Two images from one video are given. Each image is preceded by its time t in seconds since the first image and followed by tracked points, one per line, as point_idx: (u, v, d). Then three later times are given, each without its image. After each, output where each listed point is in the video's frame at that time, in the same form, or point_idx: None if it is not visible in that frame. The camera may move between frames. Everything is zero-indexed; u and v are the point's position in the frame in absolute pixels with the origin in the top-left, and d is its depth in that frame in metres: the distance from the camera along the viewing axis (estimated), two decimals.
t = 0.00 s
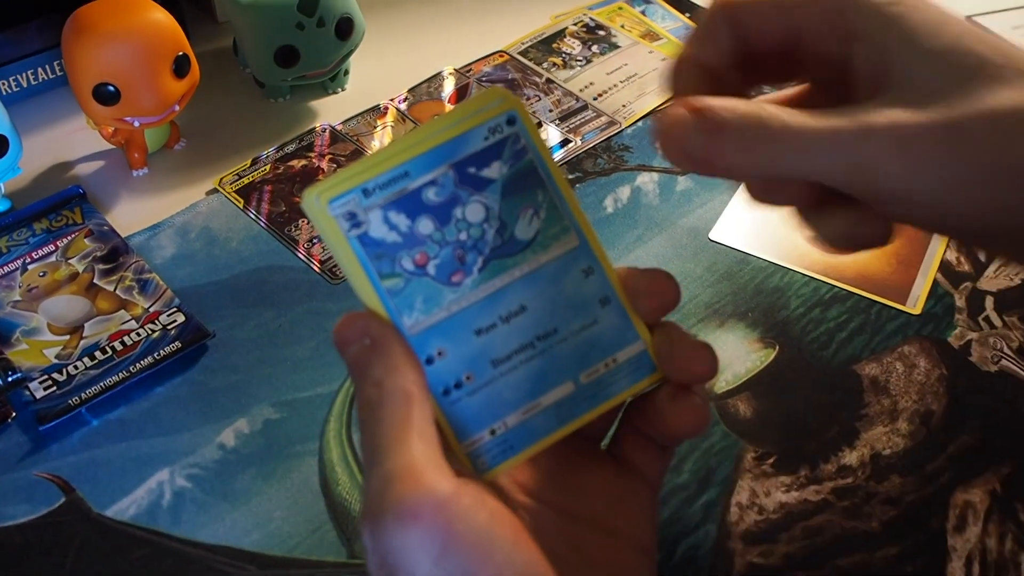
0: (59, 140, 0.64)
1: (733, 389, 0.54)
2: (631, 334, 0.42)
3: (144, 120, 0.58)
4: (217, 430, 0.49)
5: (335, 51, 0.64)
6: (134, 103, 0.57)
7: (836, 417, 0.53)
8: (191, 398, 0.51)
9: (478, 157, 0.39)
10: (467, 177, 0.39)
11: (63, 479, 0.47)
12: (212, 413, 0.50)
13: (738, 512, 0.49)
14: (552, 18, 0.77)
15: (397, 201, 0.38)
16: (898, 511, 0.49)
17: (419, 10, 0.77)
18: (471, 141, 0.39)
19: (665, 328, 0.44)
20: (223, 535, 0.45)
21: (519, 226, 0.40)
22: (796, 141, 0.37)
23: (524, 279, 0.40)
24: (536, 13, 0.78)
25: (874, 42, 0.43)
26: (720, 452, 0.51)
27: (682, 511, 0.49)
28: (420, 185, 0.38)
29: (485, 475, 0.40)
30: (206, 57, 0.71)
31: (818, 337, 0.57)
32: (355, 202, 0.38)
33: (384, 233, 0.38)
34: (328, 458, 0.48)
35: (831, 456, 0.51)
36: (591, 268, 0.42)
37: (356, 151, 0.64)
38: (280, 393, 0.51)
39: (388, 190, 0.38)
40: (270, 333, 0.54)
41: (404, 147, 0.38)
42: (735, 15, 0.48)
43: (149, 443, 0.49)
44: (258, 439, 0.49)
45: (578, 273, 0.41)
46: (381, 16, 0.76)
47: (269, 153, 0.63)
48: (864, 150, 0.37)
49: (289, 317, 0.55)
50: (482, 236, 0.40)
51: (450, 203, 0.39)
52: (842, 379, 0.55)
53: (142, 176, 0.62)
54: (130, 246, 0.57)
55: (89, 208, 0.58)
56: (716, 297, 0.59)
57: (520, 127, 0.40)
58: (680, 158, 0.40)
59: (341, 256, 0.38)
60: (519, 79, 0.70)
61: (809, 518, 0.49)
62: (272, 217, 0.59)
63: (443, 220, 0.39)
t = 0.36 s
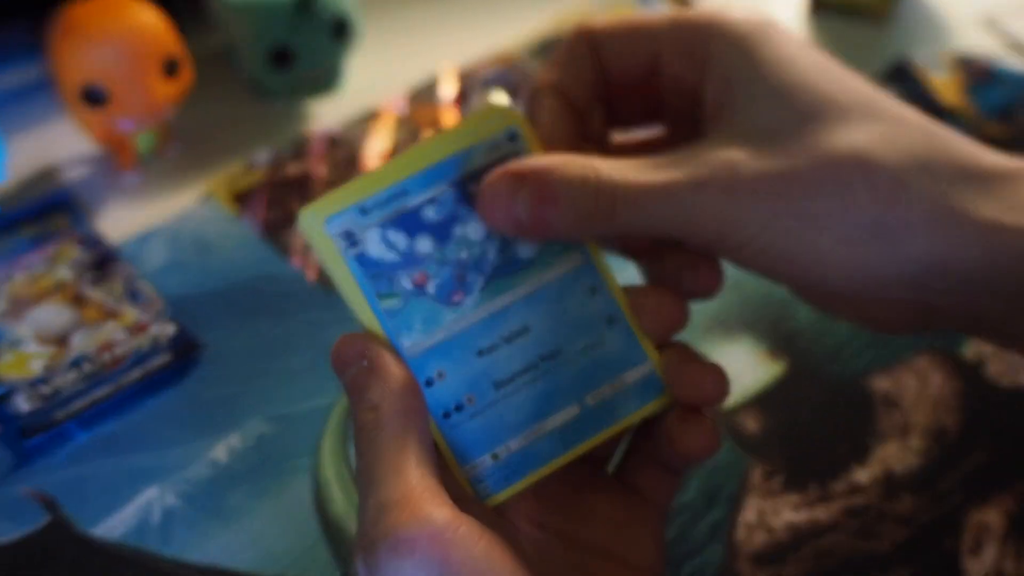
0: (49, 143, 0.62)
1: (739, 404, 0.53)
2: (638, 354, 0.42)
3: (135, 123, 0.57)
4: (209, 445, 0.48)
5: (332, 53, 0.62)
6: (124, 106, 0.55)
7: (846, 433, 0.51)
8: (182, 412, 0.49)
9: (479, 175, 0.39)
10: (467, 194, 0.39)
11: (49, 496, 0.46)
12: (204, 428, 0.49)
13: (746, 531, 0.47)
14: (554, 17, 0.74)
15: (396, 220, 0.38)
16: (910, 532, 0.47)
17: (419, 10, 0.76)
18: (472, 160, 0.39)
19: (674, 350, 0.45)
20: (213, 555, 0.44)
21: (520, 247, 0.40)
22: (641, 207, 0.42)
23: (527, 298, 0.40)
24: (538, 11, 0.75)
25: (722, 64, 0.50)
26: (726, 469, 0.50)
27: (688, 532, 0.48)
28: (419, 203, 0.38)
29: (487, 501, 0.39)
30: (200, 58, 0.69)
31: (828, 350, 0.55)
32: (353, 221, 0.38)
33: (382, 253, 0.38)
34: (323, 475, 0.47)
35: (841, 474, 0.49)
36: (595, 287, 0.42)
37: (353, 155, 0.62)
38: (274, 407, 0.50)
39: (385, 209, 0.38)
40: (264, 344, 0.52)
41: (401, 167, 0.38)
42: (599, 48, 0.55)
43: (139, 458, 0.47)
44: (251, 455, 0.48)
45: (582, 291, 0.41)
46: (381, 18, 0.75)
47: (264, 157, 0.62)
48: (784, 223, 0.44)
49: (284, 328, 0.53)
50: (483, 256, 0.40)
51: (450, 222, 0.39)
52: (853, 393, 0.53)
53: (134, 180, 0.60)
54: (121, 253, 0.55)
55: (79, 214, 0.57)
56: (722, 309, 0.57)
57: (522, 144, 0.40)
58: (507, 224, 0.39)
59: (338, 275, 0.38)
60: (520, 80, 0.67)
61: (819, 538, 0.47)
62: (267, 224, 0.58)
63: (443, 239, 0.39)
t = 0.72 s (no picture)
0: (49, 142, 0.62)
1: (742, 409, 0.52)
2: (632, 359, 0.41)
3: (135, 123, 0.56)
4: (207, 449, 0.48)
5: (333, 53, 0.62)
6: (124, 106, 0.55)
7: (850, 440, 0.51)
8: (180, 415, 0.49)
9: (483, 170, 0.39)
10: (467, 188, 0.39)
11: (45, 500, 0.45)
12: (202, 431, 0.48)
13: (748, 539, 0.47)
14: (557, 18, 0.74)
15: (396, 211, 0.38)
16: (914, 539, 0.47)
17: (422, 11, 0.75)
18: (477, 153, 0.39)
19: (670, 354, 0.43)
20: (209, 560, 0.43)
21: (520, 240, 0.40)
22: (633, 176, 0.37)
23: (524, 296, 0.40)
24: (541, 13, 0.75)
25: (714, 38, 0.45)
26: (728, 475, 0.50)
27: (689, 538, 0.47)
28: (420, 195, 0.38)
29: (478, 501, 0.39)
30: (202, 57, 0.69)
31: (831, 355, 0.55)
32: (353, 210, 0.38)
33: (382, 243, 0.38)
34: (321, 480, 0.46)
35: (844, 481, 0.49)
36: (594, 288, 0.41)
37: (354, 155, 0.61)
38: (272, 410, 0.49)
39: (385, 201, 0.38)
40: (262, 346, 0.52)
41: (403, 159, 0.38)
42: (596, 54, 0.51)
43: (136, 462, 0.47)
44: (248, 458, 0.47)
45: (580, 293, 0.41)
46: (384, 18, 0.75)
47: (264, 157, 0.61)
48: (781, 196, 0.39)
49: (283, 330, 0.53)
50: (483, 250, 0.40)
51: (450, 215, 0.39)
52: (857, 399, 0.53)
53: (133, 180, 0.60)
54: (119, 253, 0.55)
55: (77, 214, 0.57)
56: (725, 312, 0.57)
57: (527, 137, 0.39)
58: (504, 216, 0.38)
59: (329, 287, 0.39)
60: (523, 80, 0.67)
61: (822, 546, 0.47)
62: (267, 224, 0.57)
63: (443, 232, 0.39)
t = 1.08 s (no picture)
0: (47, 136, 0.62)
1: (741, 408, 0.52)
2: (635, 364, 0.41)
3: (133, 117, 0.56)
4: (202, 445, 0.47)
5: (333, 48, 0.62)
6: (123, 100, 0.54)
7: (849, 441, 0.50)
8: (175, 410, 0.49)
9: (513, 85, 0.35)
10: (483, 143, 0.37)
11: (39, 495, 0.45)
12: (197, 427, 0.48)
13: (745, 539, 0.47)
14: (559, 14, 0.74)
15: (416, 101, 0.34)
16: (913, 541, 0.46)
17: (423, 6, 0.75)
18: (509, 65, 0.35)
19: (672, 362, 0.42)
20: (203, 556, 0.43)
21: (526, 162, 0.37)
22: (647, 125, 0.35)
23: (518, 216, 0.37)
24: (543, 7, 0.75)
25: None
26: (726, 475, 0.49)
27: (686, 538, 0.47)
28: (442, 94, 0.34)
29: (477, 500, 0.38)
30: (202, 52, 0.69)
31: (831, 355, 0.54)
32: (374, 92, 0.34)
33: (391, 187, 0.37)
34: (317, 476, 0.46)
35: (843, 481, 0.49)
36: (587, 224, 0.38)
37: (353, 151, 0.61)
38: (268, 406, 0.49)
39: (409, 89, 0.34)
40: (258, 342, 0.52)
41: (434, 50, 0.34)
42: None
43: (131, 457, 0.47)
44: (244, 455, 0.47)
45: (572, 225, 0.38)
46: (386, 13, 0.75)
47: (263, 152, 0.61)
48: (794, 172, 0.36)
49: (280, 326, 0.53)
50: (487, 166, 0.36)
51: (465, 121, 0.35)
52: (857, 400, 0.52)
53: (131, 174, 0.60)
54: (117, 248, 0.55)
55: (75, 207, 0.56)
56: (725, 311, 0.57)
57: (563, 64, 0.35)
58: (515, 133, 0.34)
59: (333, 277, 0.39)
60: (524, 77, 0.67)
61: (820, 548, 0.46)
62: (265, 220, 0.57)
63: (454, 136, 0.35)
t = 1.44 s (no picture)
0: (50, 132, 0.62)
1: (742, 409, 0.52)
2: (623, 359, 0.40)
3: (135, 113, 0.56)
4: (202, 442, 0.47)
5: (335, 45, 0.62)
6: (124, 97, 0.54)
7: (850, 442, 0.50)
8: (176, 407, 0.49)
9: None
10: (478, 146, 0.37)
11: (40, 491, 0.45)
12: (197, 425, 0.48)
13: (745, 540, 0.47)
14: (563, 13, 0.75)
15: None
16: (913, 543, 0.46)
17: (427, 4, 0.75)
18: None
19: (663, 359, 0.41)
20: (202, 554, 0.43)
21: None
22: None
23: None
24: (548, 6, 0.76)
25: None
26: (727, 476, 0.49)
27: (686, 539, 0.47)
28: None
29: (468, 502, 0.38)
30: (206, 49, 0.69)
31: (832, 356, 0.54)
32: None
33: (388, 188, 0.36)
34: (316, 474, 0.46)
35: (844, 483, 0.49)
36: None
37: (356, 148, 0.61)
38: (268, 404, 0.49)
39: None
40: (259, 339, 0.52)
41: None
42: None
43: (132, 454, 0.47)
44: (244, 452, 0.47)
45: None
46: (389, 11, 0.75)
47: (265, 149, 0.61)
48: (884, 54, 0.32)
49: (281, 324, 0.53)
50: None
51: None
52: (858, 401, 0.52)
53: (134, 171, 0.60)
54: (118, 245, 0.55)
55: (77, 204, 0.56)
56: (727, 311, 0.56)
57: None
58: None
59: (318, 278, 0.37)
60: (526, 75, 0.68)
61: (820, 549, 0.46)
62: (266, 217, 0.57)
63: None
